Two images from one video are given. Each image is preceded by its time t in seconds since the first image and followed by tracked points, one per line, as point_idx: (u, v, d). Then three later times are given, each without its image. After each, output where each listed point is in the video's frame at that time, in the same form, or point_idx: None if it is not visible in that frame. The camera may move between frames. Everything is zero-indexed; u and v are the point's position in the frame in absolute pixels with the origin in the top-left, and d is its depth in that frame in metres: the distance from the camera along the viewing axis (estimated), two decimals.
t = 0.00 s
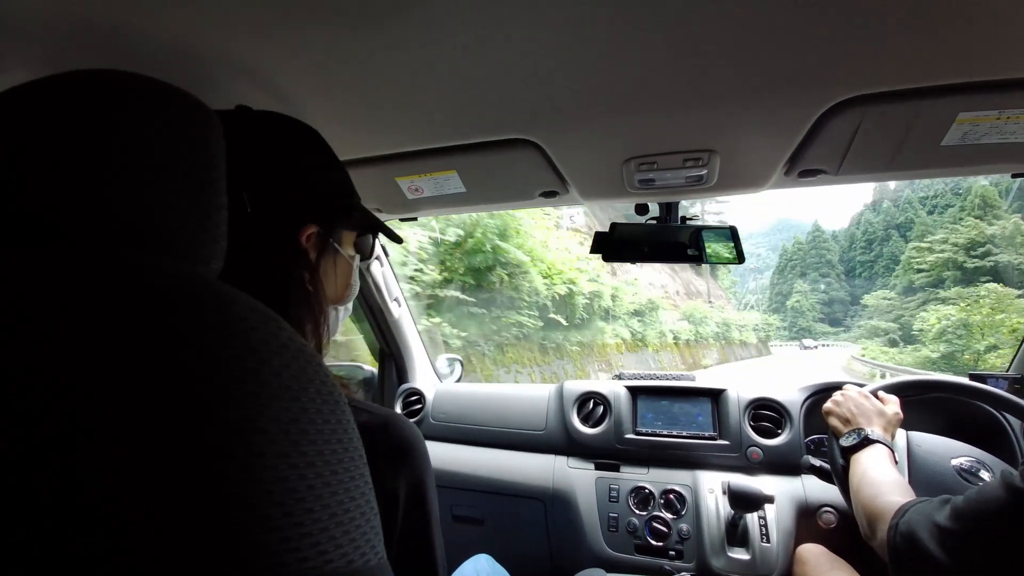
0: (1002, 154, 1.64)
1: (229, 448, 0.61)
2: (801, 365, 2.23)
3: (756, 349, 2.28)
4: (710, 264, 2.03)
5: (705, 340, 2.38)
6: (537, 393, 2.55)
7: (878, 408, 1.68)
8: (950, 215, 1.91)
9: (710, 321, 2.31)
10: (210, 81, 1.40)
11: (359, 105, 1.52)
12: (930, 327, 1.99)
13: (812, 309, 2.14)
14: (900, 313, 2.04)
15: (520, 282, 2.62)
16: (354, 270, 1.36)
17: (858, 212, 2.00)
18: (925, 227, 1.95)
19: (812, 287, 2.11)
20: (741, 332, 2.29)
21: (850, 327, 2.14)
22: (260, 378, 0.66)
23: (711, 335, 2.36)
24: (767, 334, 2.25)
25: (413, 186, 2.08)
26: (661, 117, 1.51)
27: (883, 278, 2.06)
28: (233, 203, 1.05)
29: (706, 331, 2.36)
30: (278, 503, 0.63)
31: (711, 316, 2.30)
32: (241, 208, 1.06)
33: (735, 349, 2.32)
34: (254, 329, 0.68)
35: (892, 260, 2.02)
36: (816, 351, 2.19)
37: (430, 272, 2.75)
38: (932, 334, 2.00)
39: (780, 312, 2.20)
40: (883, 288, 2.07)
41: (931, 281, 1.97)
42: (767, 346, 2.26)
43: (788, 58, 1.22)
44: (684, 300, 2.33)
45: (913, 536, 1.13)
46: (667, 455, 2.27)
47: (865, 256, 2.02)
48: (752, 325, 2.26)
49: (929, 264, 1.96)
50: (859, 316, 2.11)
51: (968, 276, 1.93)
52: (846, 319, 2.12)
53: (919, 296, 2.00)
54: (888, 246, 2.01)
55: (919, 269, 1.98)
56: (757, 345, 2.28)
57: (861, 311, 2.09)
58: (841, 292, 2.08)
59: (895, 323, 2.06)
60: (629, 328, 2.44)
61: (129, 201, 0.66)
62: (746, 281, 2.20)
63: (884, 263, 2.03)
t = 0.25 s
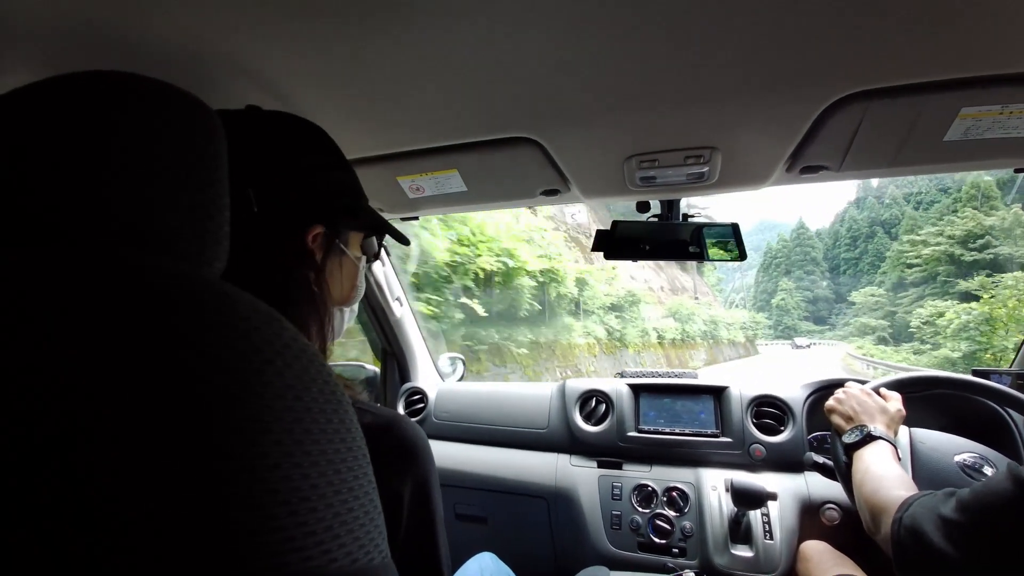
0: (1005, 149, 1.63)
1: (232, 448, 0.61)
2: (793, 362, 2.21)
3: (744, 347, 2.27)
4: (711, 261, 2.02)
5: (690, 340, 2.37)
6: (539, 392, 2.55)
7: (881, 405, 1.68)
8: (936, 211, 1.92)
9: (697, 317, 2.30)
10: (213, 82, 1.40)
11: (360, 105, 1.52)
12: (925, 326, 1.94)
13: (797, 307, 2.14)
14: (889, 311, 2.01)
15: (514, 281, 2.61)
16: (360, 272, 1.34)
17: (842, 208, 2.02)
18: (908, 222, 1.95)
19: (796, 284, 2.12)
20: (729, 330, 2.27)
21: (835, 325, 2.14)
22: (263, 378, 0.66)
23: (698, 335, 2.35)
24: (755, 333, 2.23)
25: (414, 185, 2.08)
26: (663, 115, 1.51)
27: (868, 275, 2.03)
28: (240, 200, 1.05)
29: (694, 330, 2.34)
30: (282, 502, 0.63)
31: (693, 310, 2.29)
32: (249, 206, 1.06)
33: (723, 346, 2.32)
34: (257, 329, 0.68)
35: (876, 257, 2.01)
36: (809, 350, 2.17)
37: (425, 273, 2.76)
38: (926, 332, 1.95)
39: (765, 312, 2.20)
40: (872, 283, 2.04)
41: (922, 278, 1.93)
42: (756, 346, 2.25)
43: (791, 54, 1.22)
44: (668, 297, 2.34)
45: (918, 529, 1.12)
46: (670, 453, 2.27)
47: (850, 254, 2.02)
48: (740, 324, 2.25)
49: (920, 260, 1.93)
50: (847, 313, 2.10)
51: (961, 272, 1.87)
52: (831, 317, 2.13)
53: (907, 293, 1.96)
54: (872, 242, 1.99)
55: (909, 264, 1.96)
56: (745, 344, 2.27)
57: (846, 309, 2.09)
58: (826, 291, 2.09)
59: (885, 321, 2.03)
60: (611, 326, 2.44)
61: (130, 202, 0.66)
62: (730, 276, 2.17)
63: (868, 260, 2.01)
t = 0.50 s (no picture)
0: (1007, 147, 1.62)
1: (233, 449, 0.61)
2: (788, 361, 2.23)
3: (731, 346, 2.28)
4: (712, 261, 2.02)
5: (675, 340, 2.39)
6: (541, 392, 2.55)
7: (885, 405, 1.67)
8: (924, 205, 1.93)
9: (682, 314, 2.31)
10: (214, 84, 1.41)
11: (361, 106, 1.52)
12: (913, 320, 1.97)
13: (782, 305, 2.18)
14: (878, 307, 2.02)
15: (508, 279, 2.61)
16: (362, 274, 1.35)
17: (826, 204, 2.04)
18: (893, 220, 1.98)
19: (780, 282, 2.16)
20: (719, 328, 2.28)
21: (820, 322, 2.17)
22: (264, 379, 0.66)
23: (685, 331, 2.34)
24: (742, 331, 2.26)
25: (415, 186, 2.08)
26: (664, 115, 1.50)
27: (853, 272, 2.06)
28: (240, 202, 1.06)
29: (679, 329, 2.36)
30: (284, 502, 0.63)
31: (672, 304, 2.31)
32: (248, 208, 1.07)
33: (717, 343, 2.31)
34: (258, 330, 0.68)
35: (862, 253, 2.03)
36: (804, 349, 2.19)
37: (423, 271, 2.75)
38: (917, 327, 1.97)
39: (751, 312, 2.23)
40: (859, 280, 2.06)
41: (912, 273, 1.96)
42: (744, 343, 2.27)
43: (794, 53, 1.21)
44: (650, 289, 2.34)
45: (925, 534, 1.13)
46: (671, 453, 2.27)
47: (834, 250, 2.05)
48: (728, 323, 2.27)
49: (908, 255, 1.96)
50: (837, 310, 2.12)
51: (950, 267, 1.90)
52: (816, 315, 2.17)
53: (896, 289, 1.98)
54: (857, 239, 2.02)
55: (895, 260, 1.98)
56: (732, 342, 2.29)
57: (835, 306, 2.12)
58: (810, 287, 2.12)
59: (873, 318, 2.04)
60: (584, 319, 2.48)
61: (130, 202, 0.66)
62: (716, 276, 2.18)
63: (853, 257, 2.04)
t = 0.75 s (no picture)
0: (1007, 143, 1.62)
1: (236, 449, 0.61)
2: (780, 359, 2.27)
3: (717, 346, 2.35)
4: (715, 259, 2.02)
5: (660, 339, 2.44)
6: (542, 391, 2.55)
7: (886, 402, 1.68)
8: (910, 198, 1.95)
9: (666, 309, 2.34)
10: (214, 85, 1.41)
11: (361, 106, 1.52)
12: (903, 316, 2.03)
13: (766, 303, 2.24)
14: (871, 303, 2.08)
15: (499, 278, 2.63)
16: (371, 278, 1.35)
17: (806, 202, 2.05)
18: (876, 216, 2.00)
19: (764, 279, 2.21)
20: (707, 327, 2.33)
21: (803, 320, 2.22)
22: (268, 380, 0.66)
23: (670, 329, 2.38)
24: (727, 329, 2.31)
25: (415, 186, 2.08)
26: (664, 113, 1.50)
27: (837, 269, 2.09)
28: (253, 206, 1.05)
29: (664, 327, 2.40)
30: (287, 502, 0.64)
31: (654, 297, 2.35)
32: (260, 212, 1.06)
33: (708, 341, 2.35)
34: (261, 332, 0.68)
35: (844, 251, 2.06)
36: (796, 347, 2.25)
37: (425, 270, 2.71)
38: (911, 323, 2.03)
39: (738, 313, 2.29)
40: (846, 277, 2.10)
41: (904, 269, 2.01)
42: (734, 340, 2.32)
43: (796, 50, 1.21)
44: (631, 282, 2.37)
45: (925, 530, 1.12)
46: (672, 452, 2.27)
47: (817, 248, 2.07)
48: (715, 321, 2.31)
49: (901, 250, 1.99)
50: (829, 307, 2.16)
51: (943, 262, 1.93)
52: (799, 313, 2.22)
53: (888, 284, 2.04)
54: (840, 236, 2.04)
55: (885, 256, 2.02)
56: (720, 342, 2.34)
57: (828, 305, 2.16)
58: (794, 286, 2.15)
59: (863, 315, 2.10)
60: (540, 313, 2.57)
61: (130, 204, 0.67)
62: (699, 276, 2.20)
63: (836, 255, 2.06)
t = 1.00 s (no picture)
0: (1003, 139, 1.63)
1: (236, 450, 0.61)
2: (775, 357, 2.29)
3: (703, 346, 2.42)
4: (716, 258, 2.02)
5: (638, 339, 2.54)
6: (543, 391, 2.55)
7: (885, 399, 1.68)
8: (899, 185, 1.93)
9: (643, 306, 2.46)
10: (212, 88, 1.41)
11: (360, 108, 1.52)
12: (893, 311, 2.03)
13: (750, 301, 2.29)
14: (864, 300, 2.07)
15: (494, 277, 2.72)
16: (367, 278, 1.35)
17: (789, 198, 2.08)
18: (859, 212, 2.03)
19: (747, 278, 2.24)
20: (695, 326, 2.41)
21: (788, 318, 2.27)
22: (268, 381, 0.66)
23: (656, 326, 2.46)
24: (712, 327, 2.40)
25: (414, 187, 2.08)
26: (662, 112, 1.50)
27: (821, 266, 2.15)
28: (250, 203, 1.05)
29: (643, 324, 2.49)
30: (288, 504, 0.63)
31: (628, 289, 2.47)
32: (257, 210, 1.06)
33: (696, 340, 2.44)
34: (261, 334, 0.68)
35: (828, 248, 2.11)
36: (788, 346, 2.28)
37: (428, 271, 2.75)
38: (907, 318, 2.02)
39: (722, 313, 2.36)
40: (832, 274, 2.14)
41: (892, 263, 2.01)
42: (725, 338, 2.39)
43: (796, 46, 1.21)
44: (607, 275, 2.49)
45: (929, 528, 1.12)
46: (673, 450, 2.27)
47: (800, 244, 2.12)
48: (700, 319, 2.39)
49: (891, 245, 2.00)
50: (818, 304, 2.19)
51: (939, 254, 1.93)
52: (783, 311, 2.27)
53: (880, 279, 2.02)
54: (824, 232, 2.10)
55: (872, 250, 2.03)
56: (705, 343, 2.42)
57: (817, 304, 2.19)
58: (777, 283, 2.20)
59: (851, 312, 2.11)
60: (515, 309, 2.71)
61: (129, 206, 0.67)
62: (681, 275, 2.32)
63: (820, 252, 2.12)
